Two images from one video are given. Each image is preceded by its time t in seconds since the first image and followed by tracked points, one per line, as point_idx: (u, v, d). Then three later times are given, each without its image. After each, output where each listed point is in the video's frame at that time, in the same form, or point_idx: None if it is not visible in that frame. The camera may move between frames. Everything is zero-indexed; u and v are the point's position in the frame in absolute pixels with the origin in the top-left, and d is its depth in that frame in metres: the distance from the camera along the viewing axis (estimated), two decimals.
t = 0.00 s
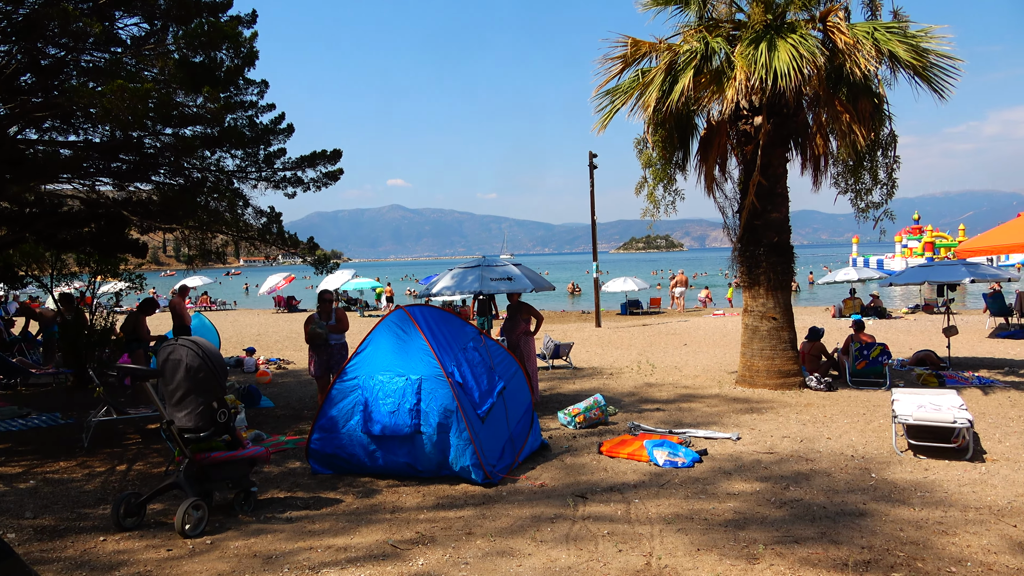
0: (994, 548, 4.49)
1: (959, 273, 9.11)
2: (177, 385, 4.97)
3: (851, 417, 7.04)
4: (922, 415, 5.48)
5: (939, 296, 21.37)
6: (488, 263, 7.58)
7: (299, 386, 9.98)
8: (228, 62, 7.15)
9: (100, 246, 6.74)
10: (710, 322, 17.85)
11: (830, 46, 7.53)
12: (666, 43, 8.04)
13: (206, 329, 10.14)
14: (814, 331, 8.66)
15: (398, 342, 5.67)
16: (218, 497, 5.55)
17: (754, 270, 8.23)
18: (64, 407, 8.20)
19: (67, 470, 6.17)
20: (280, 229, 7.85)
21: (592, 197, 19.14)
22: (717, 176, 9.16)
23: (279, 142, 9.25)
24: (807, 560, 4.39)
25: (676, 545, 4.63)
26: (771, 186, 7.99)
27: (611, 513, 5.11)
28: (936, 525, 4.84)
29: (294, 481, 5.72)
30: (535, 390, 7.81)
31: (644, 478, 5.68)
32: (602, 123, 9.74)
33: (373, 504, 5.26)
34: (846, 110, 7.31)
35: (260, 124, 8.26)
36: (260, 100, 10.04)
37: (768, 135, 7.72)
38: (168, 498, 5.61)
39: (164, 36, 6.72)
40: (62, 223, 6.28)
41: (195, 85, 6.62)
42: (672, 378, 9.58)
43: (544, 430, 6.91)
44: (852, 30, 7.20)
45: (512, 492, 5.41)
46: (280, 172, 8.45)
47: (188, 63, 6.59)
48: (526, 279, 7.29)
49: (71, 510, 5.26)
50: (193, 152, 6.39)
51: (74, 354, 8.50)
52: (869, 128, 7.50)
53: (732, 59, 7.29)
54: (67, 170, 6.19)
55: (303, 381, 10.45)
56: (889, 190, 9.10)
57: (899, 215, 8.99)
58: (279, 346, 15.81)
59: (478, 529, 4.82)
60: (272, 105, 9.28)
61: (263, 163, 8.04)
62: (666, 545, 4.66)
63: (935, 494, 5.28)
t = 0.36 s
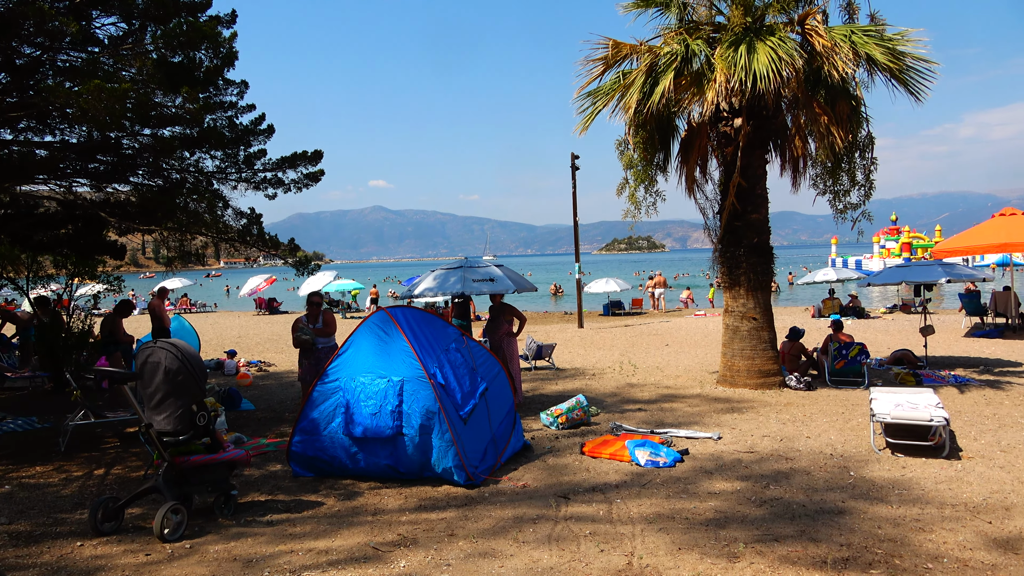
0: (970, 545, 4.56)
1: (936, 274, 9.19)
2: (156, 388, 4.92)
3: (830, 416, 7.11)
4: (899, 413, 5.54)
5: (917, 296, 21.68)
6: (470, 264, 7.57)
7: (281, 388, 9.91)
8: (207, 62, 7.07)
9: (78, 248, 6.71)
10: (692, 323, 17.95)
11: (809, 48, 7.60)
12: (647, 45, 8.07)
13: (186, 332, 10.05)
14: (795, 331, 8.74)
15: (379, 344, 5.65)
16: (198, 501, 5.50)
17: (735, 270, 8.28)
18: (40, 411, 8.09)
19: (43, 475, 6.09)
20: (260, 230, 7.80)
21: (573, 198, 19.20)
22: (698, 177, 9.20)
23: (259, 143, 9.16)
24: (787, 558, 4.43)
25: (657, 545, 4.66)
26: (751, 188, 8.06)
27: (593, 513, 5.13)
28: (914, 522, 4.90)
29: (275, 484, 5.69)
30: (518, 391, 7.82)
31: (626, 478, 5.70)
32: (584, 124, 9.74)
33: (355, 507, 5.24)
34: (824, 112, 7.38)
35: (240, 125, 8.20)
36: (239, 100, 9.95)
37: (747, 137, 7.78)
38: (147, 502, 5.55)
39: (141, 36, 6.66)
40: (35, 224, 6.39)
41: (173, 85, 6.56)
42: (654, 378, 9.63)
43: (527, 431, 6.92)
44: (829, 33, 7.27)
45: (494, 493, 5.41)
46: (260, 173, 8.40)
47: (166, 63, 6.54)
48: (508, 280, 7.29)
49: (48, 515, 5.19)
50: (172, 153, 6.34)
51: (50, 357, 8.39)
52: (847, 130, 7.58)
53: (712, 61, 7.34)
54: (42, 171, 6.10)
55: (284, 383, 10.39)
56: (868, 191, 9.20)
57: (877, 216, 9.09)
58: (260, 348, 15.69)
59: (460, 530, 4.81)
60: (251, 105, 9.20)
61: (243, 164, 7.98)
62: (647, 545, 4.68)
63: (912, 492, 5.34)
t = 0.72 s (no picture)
0: (944, 542, 4.63)
1: (911, 275, 9.22)
2: (131, 389, 4.86)
3: (808, 416, 7.18)
4: (875, 412, 5.61)
5: (894, 297, 22.01)
6: (450, 265, 7.55)
7: (260, 390, 9.83)
8: (184, 61, 6.96)
9: (52, 249, 6.60)
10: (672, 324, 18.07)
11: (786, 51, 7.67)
12: (627, 47, 8.11)
13: (163, 333, 9.94)
14: (774, 332, 8.82)
15: (359, 345, 5.61)
16: (174, 504, 5.44)
17: (714, 271, 8.34)
18: (13, 414, 7.94)
19: (15, 479, 5.99)
20: (238, 231, 7.75)
21: (554, 199, 19.29)
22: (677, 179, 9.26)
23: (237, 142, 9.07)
24: (765, 557, 4.47)
25: (637, 544, 4.68)
26: (730, 189, 8.11)
27: (573, 514, 5.14)
28: (889, 520, 4.97)
29: (253, 487, 5.63)
30: (498, 391, 7.81)
31: (606, 478, 5.72)
32: (564, 125, 9.75)
33: (334, 509, 5.21)
34: (802, 114, 7.46)
35: (218, 124, 8.14)
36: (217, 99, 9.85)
37: (726, 139, 7.84)
38: (122, 506, 5.48)
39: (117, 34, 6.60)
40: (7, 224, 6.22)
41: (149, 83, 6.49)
42: (634, 378, 9.68)
43: (507, 432, 6.91)
44: (807, 36, 7.34)
45: (474, 494, 5.40)
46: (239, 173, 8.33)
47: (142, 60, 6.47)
48: (489, 281, 7.29)
49: (20, 520, 5.11)
50: (148, 152, 6.27)
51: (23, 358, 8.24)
52: (824, 133, 7.66)
53: (691, 63, 7.39)
54: (15, 170, 6.01)
55: (263, 385, 10.30)
56: (844, 194, 9.29)
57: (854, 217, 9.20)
58: (239, 350, 15.55)
59: (440, 532, 4.80)
60: (229, 104, 9.13)
61: (220, 164, 7.91)
62: (626, 545, 4.69)
63: (888, 490, 5.41)
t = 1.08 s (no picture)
0: (921, 539, 4.69)
1: (889, 276, 9.37)
2: (108, 392, 4.79)
3: (788, 415, 7.24)
4: (853, 411, 5.65)
5: (872, 297, 22.28)
6: (431, 266, 7.52)
7: (241, 392, 9.75)
8: (162, 59, 6.89)
9: (26, 250, 6.67)
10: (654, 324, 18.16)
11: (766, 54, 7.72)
12: (608, 48, 8.14)
13: (141, 335, 9.83)
14: (754, 331, 8.87)
15: (339, 347, 5.58)
16: (152, 508, 5.37)
17: (695, 271, 8.38)
18: None
19: None
20: (217, 232, 7.69)
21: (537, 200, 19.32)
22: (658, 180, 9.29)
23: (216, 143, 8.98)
24: (745, 555, 4.50)
25: (618, 544, 4.69)
26: (710, 190, 8.17)
27: (554, 514, 5.14)
28: (867, 518, 5.02)
29: (232, 490, 5.58)
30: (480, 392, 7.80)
31: (588, 478, 5.73)
32: (545, 126, 9.74)
33: (315, 511, 5.18)
34: (781, 116, 7.53)
35: (197, 124, 8.08)
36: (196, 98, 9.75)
37: (707, 140, 7.89)
38: (98, 510, 5.41)
39: (94, 32, 6.52)
40: None
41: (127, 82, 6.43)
42: (616, 379, 9.71)
43: (488, 433, 6.90)
44: (786, 39, 7.41)
45: (456, 495, 5.39)
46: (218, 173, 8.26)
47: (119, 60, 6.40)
48: (471, 281, 7.27)
49: None
50: (125, 152, 6.21)
51: None
52: (803, 134, 7.73)
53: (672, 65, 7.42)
54: None
55: (243, 387, 10.21)
56: (823, 195, 9.38)
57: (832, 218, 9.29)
58: (218, 351, 15.42)
59: (422, 534, 4.79)
60: (208, 104, 9.07)
61: (199, 164, 7.85)
62: (608, 544, 4.71)
63: (866, 488, 5.47)
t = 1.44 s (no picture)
0: (895, 535, 4.76)
1: (864, 275, 9.47)
2: (81, 394, 4.71)
3: (765, 414, 7.31)
4: (829, 409, 5.70)
5: (849, 297, 22.59)
6: (411, 266, 7.49)
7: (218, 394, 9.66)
8: (136, 57, 6.88)
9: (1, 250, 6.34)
10: (633, 324, 18.24)
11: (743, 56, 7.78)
12: (587, 49, 8.17)
13: (116, 336, 9.71)
14: (731, 331, 8.94)
15: (317, 348, 5.56)
16: (127, 512, 5.31)
17: (673, 272, 8.43)
18: None
19: None
20: (193, 232, 7.64)
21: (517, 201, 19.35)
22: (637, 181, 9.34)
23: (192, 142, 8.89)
24: (722, 553, 4.54)
25: (597, 544, 4.71)
26: (689, 191, 8.22)
27: (534, 514, 5.15)
28: (843, 515, 5.08)
29: (209, 493, 5.53)
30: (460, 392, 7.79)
31: (567, 478, 5.75)
32: (524, 128, 9.73)
33: (293, 514, 5.15)
34: (758, 118, 7.61)
35: (173, 123, 8.02)
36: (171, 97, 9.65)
37: (685, 141, 7.94)
38: (72, 515, 5.34)
39: (67, 29, 6.43)
40: None
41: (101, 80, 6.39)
42: (595, 379, 9.74)
43: (468, 434, 6.89)
44: (763, 41, 7.48)
45: (436, 496, 5.39)
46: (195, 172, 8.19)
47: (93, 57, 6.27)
48: (450, 281, 7.27)
49: None
50: (99, 151, 6.17)
51: None
52: (780, 136, 7.81)
53: (651, 66, 7.46)
54: None
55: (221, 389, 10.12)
56: (799, 196, 9.49)
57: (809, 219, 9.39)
58: (195, 353, 15.26)
59: (400, 535, 4.77)
60: (184, 103, 9.00)
61: (176, 163, 7.78)
62: (587, 544, 4.72)
63: (842, 486, 5.53)
